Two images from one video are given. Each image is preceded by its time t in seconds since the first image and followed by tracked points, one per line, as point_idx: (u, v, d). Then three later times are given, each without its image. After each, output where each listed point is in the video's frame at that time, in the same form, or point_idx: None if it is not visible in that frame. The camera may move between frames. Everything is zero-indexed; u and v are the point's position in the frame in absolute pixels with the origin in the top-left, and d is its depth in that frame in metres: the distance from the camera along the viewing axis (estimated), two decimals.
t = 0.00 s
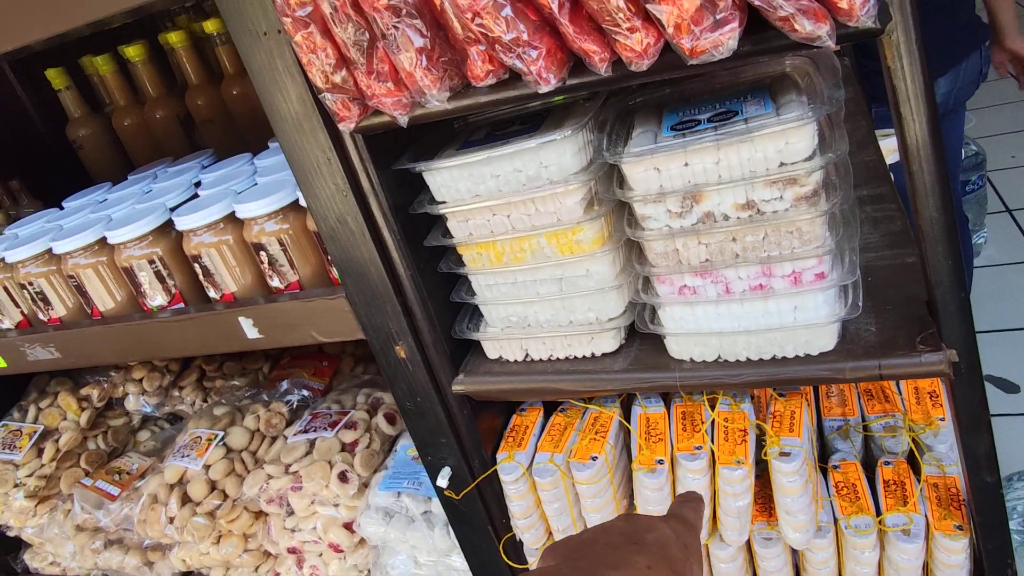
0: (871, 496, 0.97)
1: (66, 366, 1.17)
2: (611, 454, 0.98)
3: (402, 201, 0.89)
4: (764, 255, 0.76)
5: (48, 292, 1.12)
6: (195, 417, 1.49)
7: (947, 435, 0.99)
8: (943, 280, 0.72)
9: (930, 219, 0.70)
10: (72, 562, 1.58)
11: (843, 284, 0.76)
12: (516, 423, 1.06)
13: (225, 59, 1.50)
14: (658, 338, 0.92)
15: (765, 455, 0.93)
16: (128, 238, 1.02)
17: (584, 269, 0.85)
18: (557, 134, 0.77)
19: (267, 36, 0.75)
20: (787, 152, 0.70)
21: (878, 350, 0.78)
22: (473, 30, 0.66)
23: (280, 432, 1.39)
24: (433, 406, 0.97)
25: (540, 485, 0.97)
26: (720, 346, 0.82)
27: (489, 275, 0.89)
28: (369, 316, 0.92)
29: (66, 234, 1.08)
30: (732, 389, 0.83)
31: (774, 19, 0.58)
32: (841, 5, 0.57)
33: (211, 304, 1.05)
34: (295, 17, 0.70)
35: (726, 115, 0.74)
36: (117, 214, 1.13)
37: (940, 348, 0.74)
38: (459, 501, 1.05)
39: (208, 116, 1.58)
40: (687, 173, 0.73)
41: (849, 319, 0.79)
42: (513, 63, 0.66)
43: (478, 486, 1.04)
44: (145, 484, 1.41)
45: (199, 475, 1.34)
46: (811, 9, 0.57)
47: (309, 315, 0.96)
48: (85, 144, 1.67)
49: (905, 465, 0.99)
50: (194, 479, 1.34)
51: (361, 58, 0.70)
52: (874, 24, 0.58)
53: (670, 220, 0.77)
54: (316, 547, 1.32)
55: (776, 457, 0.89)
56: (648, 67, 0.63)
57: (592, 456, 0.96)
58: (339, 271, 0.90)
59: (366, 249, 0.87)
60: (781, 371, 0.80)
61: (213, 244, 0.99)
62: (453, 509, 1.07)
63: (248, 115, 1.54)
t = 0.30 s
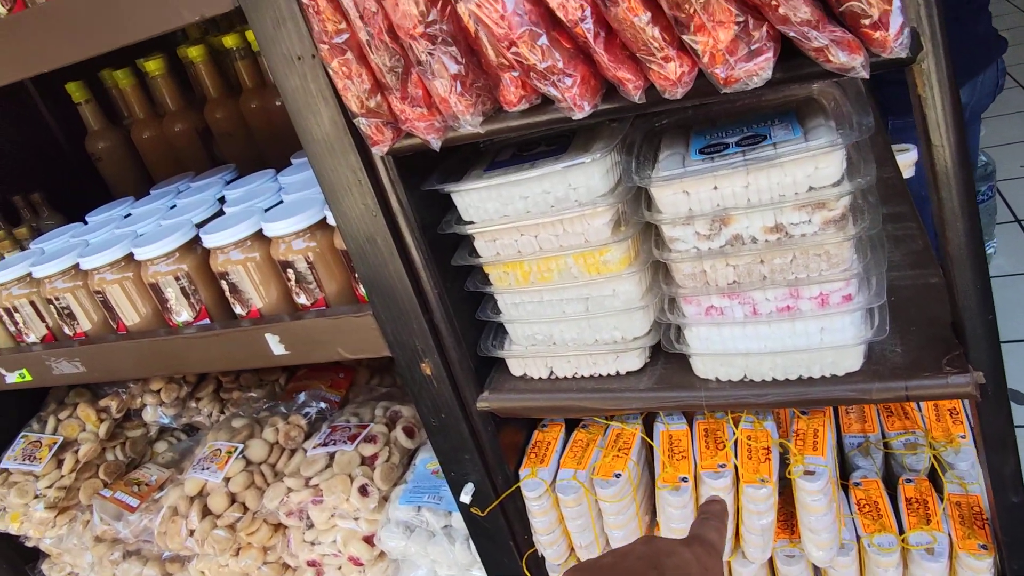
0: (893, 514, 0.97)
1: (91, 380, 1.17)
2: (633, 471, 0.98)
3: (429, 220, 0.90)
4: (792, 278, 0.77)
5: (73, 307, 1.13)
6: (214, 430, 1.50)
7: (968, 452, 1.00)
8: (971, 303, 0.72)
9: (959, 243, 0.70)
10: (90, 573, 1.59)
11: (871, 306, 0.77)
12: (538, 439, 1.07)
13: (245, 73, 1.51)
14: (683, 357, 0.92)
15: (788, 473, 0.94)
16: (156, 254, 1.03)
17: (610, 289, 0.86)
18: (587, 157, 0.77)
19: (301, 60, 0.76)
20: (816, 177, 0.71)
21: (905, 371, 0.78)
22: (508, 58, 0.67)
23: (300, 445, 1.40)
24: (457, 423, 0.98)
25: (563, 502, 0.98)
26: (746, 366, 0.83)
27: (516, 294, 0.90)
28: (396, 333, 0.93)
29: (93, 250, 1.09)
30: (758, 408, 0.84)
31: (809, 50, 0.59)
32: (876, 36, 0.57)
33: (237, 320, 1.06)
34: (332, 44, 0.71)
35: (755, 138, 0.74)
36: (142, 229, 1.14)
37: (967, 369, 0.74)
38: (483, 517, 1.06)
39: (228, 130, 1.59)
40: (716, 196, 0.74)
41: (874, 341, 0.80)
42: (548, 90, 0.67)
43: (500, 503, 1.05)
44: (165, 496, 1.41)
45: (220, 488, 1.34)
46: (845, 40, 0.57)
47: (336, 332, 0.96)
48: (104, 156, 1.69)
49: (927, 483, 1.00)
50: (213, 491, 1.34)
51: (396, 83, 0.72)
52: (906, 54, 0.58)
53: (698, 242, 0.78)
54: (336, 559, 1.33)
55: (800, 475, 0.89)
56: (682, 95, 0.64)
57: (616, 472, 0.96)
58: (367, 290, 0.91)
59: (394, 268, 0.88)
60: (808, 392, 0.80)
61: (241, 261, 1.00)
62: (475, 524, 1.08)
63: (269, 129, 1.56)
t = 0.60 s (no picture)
0: (927, 529, 0.98)
1: (127, 390, 1.19)
2: (667, 484, 0.99)
3: (469, 236, 0.92)
4: (834, 296, 0.78)
5: (110, 319, 1.15)
6: (241, 439, 1.51)
7: (1000, 467, 1.01)
8: (1013, 322, 0.73)
9: (1002, 264, 0.71)
10: None
11: (912, 324, 0.77)
12: (570, 451, 1.08)
13: (271, 85, 1.50)
14: (720, 372, 0.93)
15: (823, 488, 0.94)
16: (195, 268, 1.05)
17: (650, 305, 0.87)
18: (631, 176, 0.78)
19: (350, 80, 0.77)
20: (861, 198, 0.71)
21: (945, 388, 0.78)
22: (559, 81, 0.68)
23: (327, 454, 1.41)
24: (493, 435, 0.99)
25: (598, 515, 0.99)
26: (786, 382, 0.84)
27: (554, 309, 0.91)
28: (435, 348, 0.94)
29: (131, 263, 1.11)
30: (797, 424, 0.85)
31: (861, 75, 0.60)
32: (929, 62, 0.58)
33: (274, 332, 1.07)
34: (384, 66, 0.73)
35: (798, 158, 0.75)
36: (179, 242, 1.15)
37: (1009, 386, 0.74)
38: (517, 529, 1.07)
39: (252, 141, 1.59)
40: (760, 216, 0.75)
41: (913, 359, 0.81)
42: (598, 113, 0.68)
43: (535, 517, 1.06)
44: (193, 504, 1.42)
45: (249, 497, 1.36)
46: (899, 67, 0.58)
47: (374, 345, 0.97)
48: (130, 166, 1.70)
49: (960, 498, 1.00)
50: (243, 500, 1.36)
51: (446, 104, 0.73)
52: (958, 80, 0.59)
53: (741, 260, 0.79)
54: (364, 568, 1.34)
55: (837, 491, 0.90)
56: (733, 118, 0.65)
57: (650, 486, 0.97)
58: (407, 305, 0.92)
59: (434, 283, 0.89)
60: (848, 408, 0.81)
61: (279, 275, 1.01)
62: (509, 536, 1.09)
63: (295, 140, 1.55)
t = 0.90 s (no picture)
0: (949, 537, 0.98)
1: (148, 394, 1.19)
2: (688, 491, 0.99)
3: (493, 242, 0.92)
4: (861, 303, 0.78)
5: (132, 323, 1.16)
6: (257, 442, 1.52)
7: (1023, 475, 1.00)
8: None
9: None
10: None
11: (938, 332, 0.78)
12: (590, 457, 1.07)
13: (288, 90, 1.50)
14: (742, 379, 0.93)
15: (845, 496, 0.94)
16: (218, 273, 1.05)
17: (674, 312, 0.87)
18: (657, 182, 0.78)
19: (379, 87, 0.78)
20: (889, 206, 0.72)
21: (972, 395, 0.78)
22: (590, 89, 0.68)
23: (343, 458, 1.41)
24: (515, 441, 0.99)
25: (619, 521, 0.98)
26: (810, 390, 0.84)
27: (577, 315, 0.92)
28: (457, 353, 0.94)
29: (154, 267, 1.11)
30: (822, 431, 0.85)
31: (894, 84, 0.60)
32: (963, 71, 0.58)
33: (296, 337, 1.08)
34: (414, 74, 0.73)
35: (826, 166, 0.75)
36: (200, 247, 1.16)
37: None
38: (537, 536, 1.08)
39: (269, 146, 1.59)
40: (787, 223, 0.75)
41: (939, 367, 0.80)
42: (629, 120, 0.68)
43: (556, 523, 1.07)
44: (211, 508, 1.43)
45: (266, 501, 1.36)
46: (932, 76, 0.59)
47: (397, 350, 0.97)
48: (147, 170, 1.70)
49: (982, 506, 1.00)
50: (260, 504, 1.36)
51: (475, 111, 0.73)
52: (992, 88, 0.59)
53: (767, 267, 0.79)
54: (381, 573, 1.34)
55: (860, 498, 0.90)
56: (764, 125, 0.65)
57: (671, 493, 0.97)
58: (430, 310, 0.92)
59: (457, 288, 0.89)
60: (873, 415, 0.81)
61: (302, 280, 1.02)
62: (528, 541, 1.09)
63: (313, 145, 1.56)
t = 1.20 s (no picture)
0: (949, 550, 0.98)
1: (156, 403, 1.20)
2: (690, 502, 1.00)
3: (497, 256, 0.93)
4: (861, 320, 0.79)
5: (142, 332, 1.17)
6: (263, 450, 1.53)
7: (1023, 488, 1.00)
8: None
9: None
10: None
11: (937, 348, 0.78)
12: (593, 467, 1.09)
13: (296, 100, 1.52)
14: (744, 393, 0.94)
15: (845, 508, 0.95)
16: (227, 284, 1.07)
17: (676, 326, 0.88)
18: (660, 199, 0.79)
19: (386, 105, 0.79)
20: (887, 224, 0.73)
21: (972, 411, 0.79)
22: (593, 109, 0.69)
23: (349, 466, 1.42)
24: (518, 452, 1.00)
25: (622, 532, 0.99)
26: (810, 405, 0.85)
27: (580, 328, 0.93)
28: (462, 365, 0.95)
29: (163, 278, 1.13)
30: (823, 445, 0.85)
31: (892, 107, 0.61)
32: (960, 94, 0.59)
33: (302, 348, 1.09)
34: (421, 93, 0.75)
35: (826, 184, 0.76)
36: (209, 257, 1.18)
37: None
38: (541, 546, 1.09)
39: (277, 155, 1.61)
40: (788, 240, 0.76)
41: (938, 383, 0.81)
42: (631, 139, 0.69)
43: (559, 533, 1.08)
44: (218, 515, 1.44)
45: (273, 508, 1.38)
46: (929, 99, 0.60)
47: (402, 362, 0.98)
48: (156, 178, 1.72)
49: (983, 518, 1.00)
50: (267, 511, 1.38)
51: (480, 130, 0.75)
52: (988, 111, 0.60)
53: (768, 283, 0.80)
54: None
55: (860, 511, 0.90)
56: (764, 146, 0.66)
57: (673, 504, 0.98)
58: (436, 322, 0.93)
59: (462, 302, 0.90)
60: (873, 430, 0.81)
61: (309, 292, 1.03)
62: (532, 551, 1.10)
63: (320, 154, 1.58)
